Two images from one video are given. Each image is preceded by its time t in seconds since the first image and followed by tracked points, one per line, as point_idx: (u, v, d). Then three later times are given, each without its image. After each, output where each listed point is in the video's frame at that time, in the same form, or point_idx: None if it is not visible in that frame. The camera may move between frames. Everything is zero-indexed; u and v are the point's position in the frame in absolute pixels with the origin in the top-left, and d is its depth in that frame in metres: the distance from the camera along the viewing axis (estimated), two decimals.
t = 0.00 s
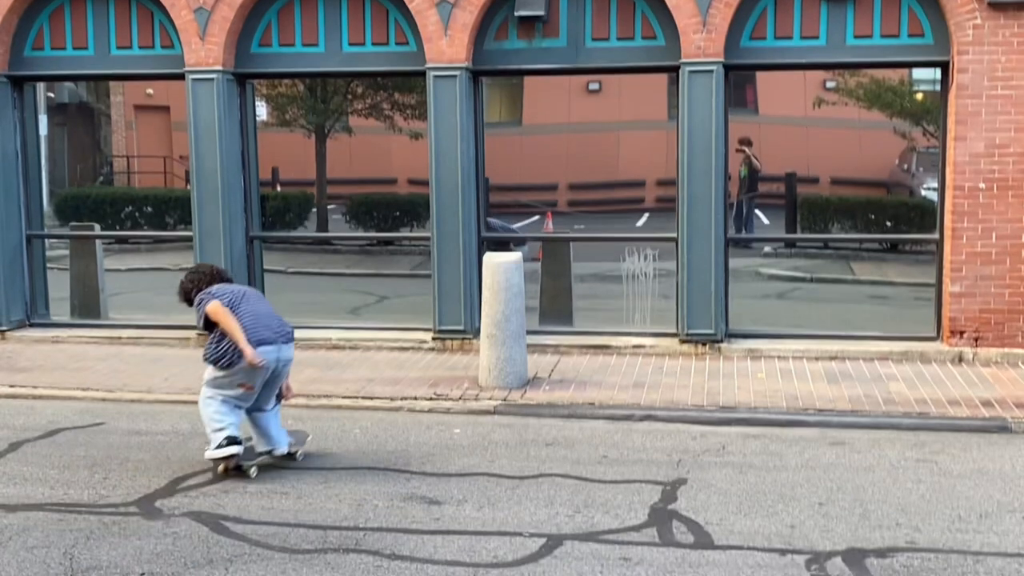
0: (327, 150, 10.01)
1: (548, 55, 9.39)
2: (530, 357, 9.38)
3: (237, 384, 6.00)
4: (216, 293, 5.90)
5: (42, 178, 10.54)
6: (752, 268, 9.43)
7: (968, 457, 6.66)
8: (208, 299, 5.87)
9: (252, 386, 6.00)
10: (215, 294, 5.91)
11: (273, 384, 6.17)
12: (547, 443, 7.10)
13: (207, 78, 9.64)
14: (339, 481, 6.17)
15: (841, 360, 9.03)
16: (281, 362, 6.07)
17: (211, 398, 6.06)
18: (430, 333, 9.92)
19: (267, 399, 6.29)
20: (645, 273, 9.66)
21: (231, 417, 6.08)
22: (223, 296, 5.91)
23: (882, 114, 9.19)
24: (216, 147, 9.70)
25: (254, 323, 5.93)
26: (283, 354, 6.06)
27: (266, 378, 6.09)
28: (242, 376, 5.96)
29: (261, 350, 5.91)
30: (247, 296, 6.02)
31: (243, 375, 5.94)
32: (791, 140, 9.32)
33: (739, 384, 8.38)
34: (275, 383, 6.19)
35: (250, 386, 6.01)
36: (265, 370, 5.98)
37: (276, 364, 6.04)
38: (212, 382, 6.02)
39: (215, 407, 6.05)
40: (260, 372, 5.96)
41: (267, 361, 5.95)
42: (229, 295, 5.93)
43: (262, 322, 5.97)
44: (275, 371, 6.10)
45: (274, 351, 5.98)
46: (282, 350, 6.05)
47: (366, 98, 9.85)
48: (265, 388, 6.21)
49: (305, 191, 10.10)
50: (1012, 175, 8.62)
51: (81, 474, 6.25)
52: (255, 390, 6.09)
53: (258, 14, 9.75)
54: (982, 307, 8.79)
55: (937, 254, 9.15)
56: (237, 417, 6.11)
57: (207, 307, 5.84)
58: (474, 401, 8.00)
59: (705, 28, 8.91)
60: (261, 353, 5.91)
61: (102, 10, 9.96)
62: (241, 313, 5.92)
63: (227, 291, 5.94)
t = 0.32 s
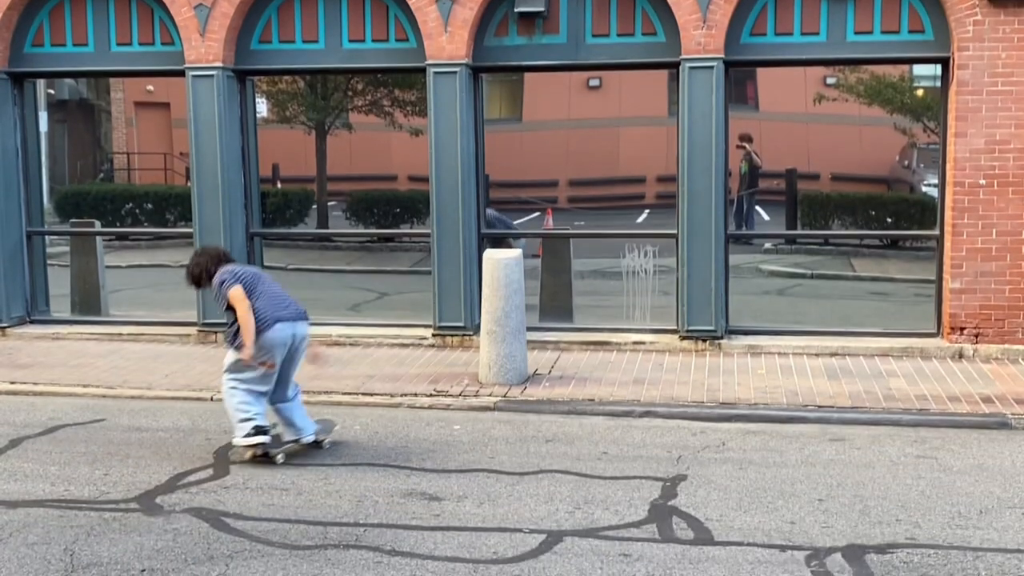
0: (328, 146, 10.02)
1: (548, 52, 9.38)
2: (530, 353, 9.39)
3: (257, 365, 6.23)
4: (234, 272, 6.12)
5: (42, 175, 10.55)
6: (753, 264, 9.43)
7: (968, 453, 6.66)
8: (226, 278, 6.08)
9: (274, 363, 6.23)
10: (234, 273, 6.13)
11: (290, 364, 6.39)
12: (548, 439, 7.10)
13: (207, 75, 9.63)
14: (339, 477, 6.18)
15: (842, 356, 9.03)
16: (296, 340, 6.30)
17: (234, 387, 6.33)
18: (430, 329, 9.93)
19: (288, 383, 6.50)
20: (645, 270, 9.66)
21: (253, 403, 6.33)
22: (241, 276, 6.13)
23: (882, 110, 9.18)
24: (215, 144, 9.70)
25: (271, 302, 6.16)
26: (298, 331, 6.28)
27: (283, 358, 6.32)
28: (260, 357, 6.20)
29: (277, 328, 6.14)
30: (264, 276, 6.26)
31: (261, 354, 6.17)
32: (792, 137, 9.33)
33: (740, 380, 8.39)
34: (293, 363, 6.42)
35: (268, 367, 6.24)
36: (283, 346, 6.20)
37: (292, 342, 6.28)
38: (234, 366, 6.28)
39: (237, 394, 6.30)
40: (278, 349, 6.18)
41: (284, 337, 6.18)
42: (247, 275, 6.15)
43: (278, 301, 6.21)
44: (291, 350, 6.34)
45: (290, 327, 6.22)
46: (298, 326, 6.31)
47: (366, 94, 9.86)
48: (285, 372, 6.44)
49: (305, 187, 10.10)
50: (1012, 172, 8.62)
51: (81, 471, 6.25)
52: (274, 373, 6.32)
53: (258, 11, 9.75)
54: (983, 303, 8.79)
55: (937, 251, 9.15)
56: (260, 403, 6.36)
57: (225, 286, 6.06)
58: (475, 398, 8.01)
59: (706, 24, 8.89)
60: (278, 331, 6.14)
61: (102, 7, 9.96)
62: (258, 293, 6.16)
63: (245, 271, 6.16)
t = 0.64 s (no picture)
0: (328, 141, 10.02)
1: (549, 47, 9.38)
2: (531, 349, 9.40)
3: (289, 328, 6.50)
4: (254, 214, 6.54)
5: (42, 170, 10.56)
6: (753, 260, 9.43)
7: (968, 449, 6.67)
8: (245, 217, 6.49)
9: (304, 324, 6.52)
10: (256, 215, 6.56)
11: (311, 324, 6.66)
12: (548, 435, 7.12)
13: (207, 71, 9.63)
14: (340, 473, 6.19)
15: (842, 352, 9.03)
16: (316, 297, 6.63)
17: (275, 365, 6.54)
18: (431, 325, 9.94)
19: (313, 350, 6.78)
20: (646, 265, 9.67)
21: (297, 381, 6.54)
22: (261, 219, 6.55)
23: (882, 105, 9.18)
24: (216, 139, 9.69)
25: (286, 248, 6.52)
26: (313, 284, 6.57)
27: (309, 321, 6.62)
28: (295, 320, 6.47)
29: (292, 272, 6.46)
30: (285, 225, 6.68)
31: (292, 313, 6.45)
32: (792, 132, 9.33)
33: (740, 375, 8.40)
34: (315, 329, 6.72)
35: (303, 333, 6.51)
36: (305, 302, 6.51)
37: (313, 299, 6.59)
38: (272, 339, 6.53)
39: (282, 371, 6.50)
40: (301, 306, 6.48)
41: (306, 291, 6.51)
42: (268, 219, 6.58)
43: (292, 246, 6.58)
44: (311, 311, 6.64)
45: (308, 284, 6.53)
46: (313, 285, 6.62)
47: (366, 90, 9.86)
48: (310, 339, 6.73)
49: (306, 183, 10.11)
50: (1012, 167, 8.61)
51: (82, 466, 6.27)
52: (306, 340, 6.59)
53: (259, 6, 9.75)
54: (983, 298, 8.79)
55: (938, 246, 9.15)
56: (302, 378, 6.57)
57: (245, 225, 6.45)
58: (475, 393, 8.02)
59: (706, 19, 8.89)
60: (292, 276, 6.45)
61: (102, 3, 9.95)
62: (272, 245, 6.49)
63: (267, 217, 6.61)
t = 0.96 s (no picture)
0: (330, 137, 10.02)
1: (549, 43, 9.37)
2: (531, 345, 9.41)
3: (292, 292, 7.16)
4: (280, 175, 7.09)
5: (43, 167, 10.56)
6: (754, 256, 9.43)
7: (969, 444, 6.68)
8: (269, 174, 7.03)
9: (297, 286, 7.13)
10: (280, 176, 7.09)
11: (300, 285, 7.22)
12: (549, 431, 7.12)
13: (208, 67, 9.62)
14: (340, 469, 6.20)
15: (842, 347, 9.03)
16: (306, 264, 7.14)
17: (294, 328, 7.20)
18: (431, 320, 9.94)
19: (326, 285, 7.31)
20: (646, 261, 9.68)
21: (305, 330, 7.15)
22: (283, 182, 7.09)
23: (882, 101, 9.17)
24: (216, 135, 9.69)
25: (291, 213, 7.04)
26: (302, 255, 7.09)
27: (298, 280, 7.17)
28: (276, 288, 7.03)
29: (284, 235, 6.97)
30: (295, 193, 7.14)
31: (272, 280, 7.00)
32: (793, 128, 9.33)
33: (741, 371, 8.40)
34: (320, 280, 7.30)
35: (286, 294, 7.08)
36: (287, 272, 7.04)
37: (301, 265, 7.11)
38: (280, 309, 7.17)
39: (286, 327, 7.16)
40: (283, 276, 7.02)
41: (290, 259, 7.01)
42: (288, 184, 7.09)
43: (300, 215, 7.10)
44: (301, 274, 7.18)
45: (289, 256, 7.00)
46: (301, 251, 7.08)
47: (367, 86, 9.85)
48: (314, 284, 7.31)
49: (306, 179, 10.11)
50: (1013, 163, 8.61)
51: (83, 463, 6.28)
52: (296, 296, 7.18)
53: (259, 2, 9.74)
54: (983, 294, 8.79)
55: (938, 242, 9.16)
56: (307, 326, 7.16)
57: (263, 180, 6.99)
58: (476, 389, 8.02)
59: (707, 15, 8.88)
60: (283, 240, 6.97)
61: None
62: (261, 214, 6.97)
63: (274, 183, 7.04)
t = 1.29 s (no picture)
0: (331, 134, 10.04)
1: (550, 40, 9.37)
2: (532, 341, 9.42)
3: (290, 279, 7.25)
4: (294, 175, 7.06)
5: (44, 164, 10.57)
6: (755, 252, 9.44)
7: (969, 441, 6.69)
8: (285, 173, 7.00)
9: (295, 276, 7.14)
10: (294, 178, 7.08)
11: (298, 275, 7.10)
12: (549, 428, 7.13)
13: (209, 64, 9.63)
14: (341, 466, 6.21)
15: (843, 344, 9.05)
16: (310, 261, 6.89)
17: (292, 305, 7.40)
18: (432, 317, 9.96)
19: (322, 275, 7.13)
20: (647, 258, 9.68)
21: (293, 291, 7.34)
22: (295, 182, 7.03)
23: (883, 98, 9.21)
24: (217, 132, 9.69)
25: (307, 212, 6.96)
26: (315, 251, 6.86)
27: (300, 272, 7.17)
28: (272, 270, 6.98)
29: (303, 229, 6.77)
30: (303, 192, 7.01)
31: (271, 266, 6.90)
32: (793, 125, 9.34)
33: (741, 367, 8.41)
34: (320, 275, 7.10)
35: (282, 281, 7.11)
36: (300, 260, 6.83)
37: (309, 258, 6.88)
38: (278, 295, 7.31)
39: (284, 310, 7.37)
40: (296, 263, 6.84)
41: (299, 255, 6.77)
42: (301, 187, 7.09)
43: (314, 216, 7.05)
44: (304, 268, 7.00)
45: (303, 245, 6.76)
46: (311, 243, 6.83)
47: (368, 83, 9.87)
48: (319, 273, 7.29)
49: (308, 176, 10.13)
50: (1013, 159, 8.61)
51: (85, 460, 6.29)
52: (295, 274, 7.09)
53: None
54: (983, 291, 8.80)
55: (939, 238, 9.16)
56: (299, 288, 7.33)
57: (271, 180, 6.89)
58: (477, 386, 8.03)
59: (707, 11, 8.88)
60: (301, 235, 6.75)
61: None
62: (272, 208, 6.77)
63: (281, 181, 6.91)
